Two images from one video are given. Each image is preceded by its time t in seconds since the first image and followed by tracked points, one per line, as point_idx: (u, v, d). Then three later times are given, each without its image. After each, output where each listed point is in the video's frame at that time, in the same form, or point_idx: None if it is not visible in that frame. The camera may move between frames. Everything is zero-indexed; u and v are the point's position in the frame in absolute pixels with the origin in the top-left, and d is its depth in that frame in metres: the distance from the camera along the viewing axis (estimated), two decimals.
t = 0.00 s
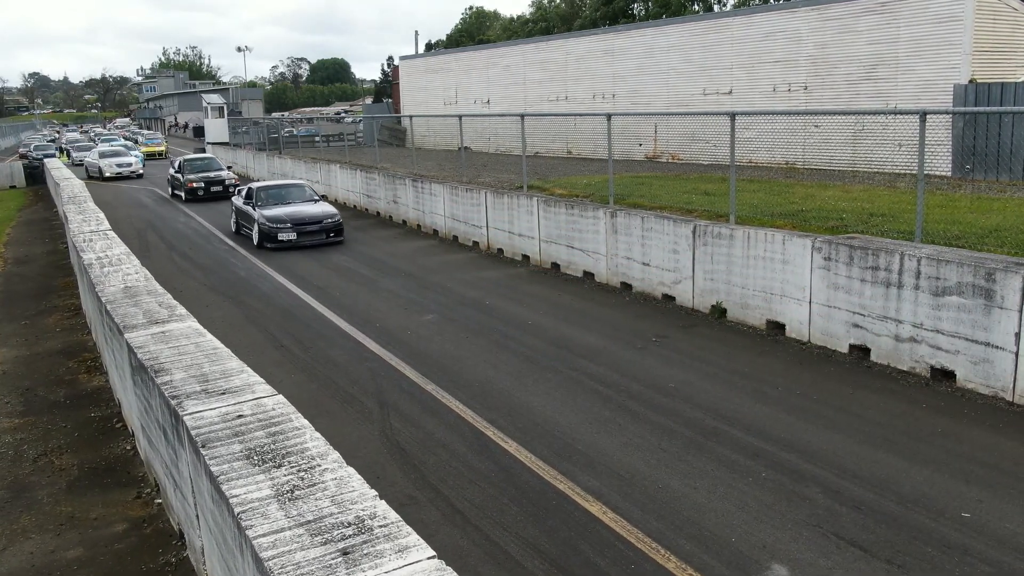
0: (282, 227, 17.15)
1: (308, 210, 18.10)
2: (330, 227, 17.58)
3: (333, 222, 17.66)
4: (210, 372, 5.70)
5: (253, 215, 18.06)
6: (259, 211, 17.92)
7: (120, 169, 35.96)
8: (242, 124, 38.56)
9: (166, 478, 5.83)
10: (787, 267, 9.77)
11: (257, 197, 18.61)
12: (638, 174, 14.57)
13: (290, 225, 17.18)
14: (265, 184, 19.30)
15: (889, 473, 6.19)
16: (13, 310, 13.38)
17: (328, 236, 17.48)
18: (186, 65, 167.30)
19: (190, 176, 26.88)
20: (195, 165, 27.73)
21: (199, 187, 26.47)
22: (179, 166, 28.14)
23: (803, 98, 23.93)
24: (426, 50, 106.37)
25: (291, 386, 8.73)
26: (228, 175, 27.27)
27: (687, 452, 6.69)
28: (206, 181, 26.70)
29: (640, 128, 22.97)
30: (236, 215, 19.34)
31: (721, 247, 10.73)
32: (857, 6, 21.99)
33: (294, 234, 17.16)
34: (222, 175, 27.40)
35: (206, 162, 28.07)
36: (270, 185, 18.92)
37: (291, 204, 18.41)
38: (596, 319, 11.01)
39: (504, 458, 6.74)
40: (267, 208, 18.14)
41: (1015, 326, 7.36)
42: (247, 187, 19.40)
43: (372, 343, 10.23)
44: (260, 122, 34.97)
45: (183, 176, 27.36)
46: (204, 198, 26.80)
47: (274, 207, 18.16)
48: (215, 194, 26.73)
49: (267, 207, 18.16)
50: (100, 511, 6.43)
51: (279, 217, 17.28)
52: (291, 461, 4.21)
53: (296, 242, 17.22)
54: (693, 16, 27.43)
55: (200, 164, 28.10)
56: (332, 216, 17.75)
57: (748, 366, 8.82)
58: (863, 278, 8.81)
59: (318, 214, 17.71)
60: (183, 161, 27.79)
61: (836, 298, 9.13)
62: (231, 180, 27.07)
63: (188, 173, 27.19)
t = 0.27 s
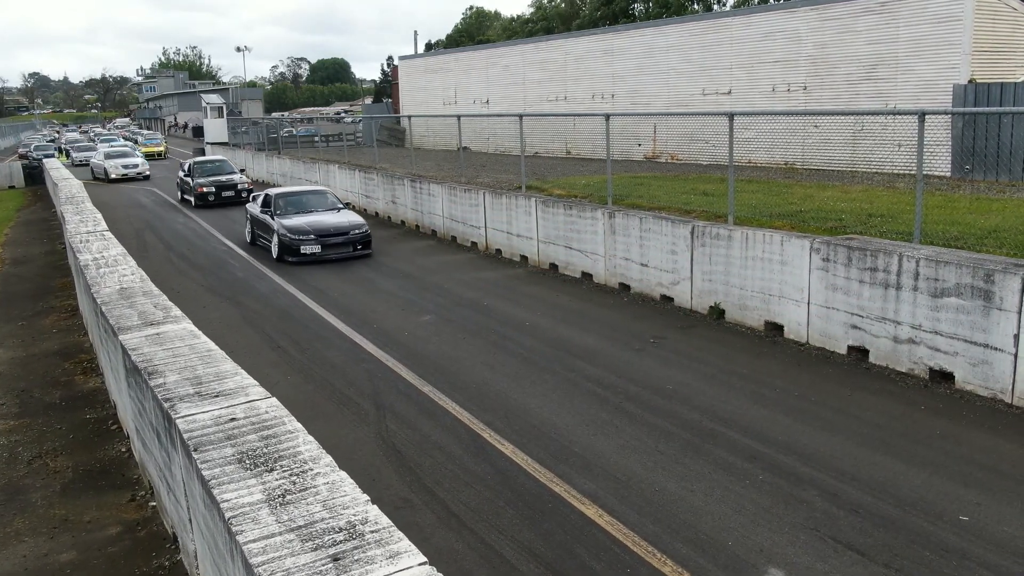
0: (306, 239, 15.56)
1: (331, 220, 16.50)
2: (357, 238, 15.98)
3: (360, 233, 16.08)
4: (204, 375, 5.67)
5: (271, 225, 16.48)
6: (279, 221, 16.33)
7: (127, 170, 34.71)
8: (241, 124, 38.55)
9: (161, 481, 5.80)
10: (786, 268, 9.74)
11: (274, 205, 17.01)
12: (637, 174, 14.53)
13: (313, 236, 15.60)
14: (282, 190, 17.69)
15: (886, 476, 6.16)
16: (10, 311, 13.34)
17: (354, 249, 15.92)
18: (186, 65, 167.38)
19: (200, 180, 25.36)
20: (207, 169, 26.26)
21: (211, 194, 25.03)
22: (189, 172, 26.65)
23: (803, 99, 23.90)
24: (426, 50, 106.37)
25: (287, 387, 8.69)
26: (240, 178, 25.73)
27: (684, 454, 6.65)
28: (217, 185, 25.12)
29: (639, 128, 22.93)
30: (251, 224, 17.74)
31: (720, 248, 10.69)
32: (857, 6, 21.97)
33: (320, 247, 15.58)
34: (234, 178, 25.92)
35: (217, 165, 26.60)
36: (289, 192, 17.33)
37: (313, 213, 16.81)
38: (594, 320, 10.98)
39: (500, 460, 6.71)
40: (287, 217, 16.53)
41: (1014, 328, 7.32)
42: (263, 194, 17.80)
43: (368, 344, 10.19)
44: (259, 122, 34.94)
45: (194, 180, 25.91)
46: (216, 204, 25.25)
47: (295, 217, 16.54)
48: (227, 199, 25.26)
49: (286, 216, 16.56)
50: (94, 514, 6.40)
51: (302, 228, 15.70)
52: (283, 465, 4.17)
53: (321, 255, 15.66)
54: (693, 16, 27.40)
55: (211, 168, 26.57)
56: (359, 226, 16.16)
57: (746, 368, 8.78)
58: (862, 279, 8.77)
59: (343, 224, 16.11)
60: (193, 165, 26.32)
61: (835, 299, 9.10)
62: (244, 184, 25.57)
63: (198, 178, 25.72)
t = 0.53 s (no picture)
0: (337, 255, 13.83)
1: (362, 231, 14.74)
2: (392, 253, 14.21)
3: (396, 247, 14.32)
4: (199, 377, 5.63)
5: (296, 236, 14.73)
6: (304, 232, 14.59)
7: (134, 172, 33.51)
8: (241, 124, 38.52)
9: (155, 484, 5.76)
10: (785, 269, 9.70)
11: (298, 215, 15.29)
12: (636, 174, 14.48)
13: (345, 252, 13.87)
14: (307, 197, 15.92)
15: (885, 478, 6.13)
16: (7, 312, 13.31)
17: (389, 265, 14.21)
18: (186, 65, 167.40)
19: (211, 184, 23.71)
20: (219, 173, 24.57)
21: (222, 200, 23.37)
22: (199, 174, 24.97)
23: (802, 99, 23.85)
24: (426, 50, 106.35)
25: (284, 389, 8.65)
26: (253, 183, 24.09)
27: (682, 456, 6.62)
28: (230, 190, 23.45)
29: (638, 128, 22.89)
30: (272, 233, 16.01)
31: (719, 249, 10.65)
32: (856, 6, 21.93)
33: (353, 265, 13.87)
34: (247, 183, 24.25)
35: (229, 168, 24.91)
36: (313, 200, 15.59)
37: (341, 224, 15.03)
38: (593, 321, 10.94)
39: (497, 462, 6.68)
40: (314, 229, 14.76)
41: (1014, 329, 7.28)
42: (285, 200, 16.02)
43: (367, 345, 10.15)
44: (259, 122, 34.90)
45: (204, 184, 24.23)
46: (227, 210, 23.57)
47: (323, 229, 14.76)
48: (240, 206, 23.61)
49: (312, 228, 14.81)
50: (89, 516, 6.36)
51: (332, 242, 13.97)
52: (277, 469, 4.14)
53: (353, 272, 13.95)
54: (692, 16, 27.37)
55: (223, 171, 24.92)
56: (395, 240, 14.41)
57: (745, 369, 8.74)
58: (861, 280, 8.73)
59: (375, 236, 14.37)
60: (204, 167, 24.68)
61: (834, 300, 9.06)
62: (257, 189, 23.88)
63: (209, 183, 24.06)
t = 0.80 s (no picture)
0: (378, 275, 12.11)
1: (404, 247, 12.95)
2: (439, 272, 12.45)
3: (443, 265, 12.54)
4: (193, 378, 5.59)
5: (329, 252, 13.05)
6: (339, 248, 12.90)
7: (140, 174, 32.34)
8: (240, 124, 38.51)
9: (150, 486, 5.72)
10: (784, 269, 9.67)
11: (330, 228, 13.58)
12: (635, 174, 14.44)
13: (385, 270, 12.14)
14: (338, 207, 14.24)
15: (884, 480, 6.09)
16: (4, 312, 13.28)
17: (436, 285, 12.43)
18: (186, 65, 167.42)
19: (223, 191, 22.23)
20: (230, 177, 23.11)
21: (234, 207, 21.94)
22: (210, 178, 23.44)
23: (802, 99, 23.81)
24: (427, 50, 106.36)
25: (281, 390, 8.61)
26: (269, 189, 22.60)
27: (680, 458, 6.58)
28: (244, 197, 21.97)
29: (637, 128, 22.85)
30: (298, 247, 14.36)
31: (718, 249, 10.62)
32: (856, 5, 21.89)
33: (396, 285, 12.16)
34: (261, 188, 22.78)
35: (241, 172, 23.45)
36: (346, 212, 13.86)
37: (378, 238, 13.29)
38: (592, 322, 10.90)
39: (494, 464, 6.64)
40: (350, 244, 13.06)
41: (1015, 330, 7.24)
42: (315, 211, 14.38)
43: (364, 346, 10.11)
44: (259, 123, 34.87)
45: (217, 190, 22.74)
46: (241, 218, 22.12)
47: (360, 244, 13.06)
48: (253, 213, 22.17)
49: (346, 242, 13.11)
50: (84, 518, 6.32)
51: (372, 260, 12.26)
52: (270, 472, 4.10)
53: (395, 294, 12.23)
54: (692, 16, 27.36)
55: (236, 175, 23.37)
56: (442, 256, 12.63)
57: (744, 370, 8.71)
58: (861, 280, 8.69)
59: (420, 252, 12.58)
60: (215, 171, 23.15)
61: (833, 301, 9.02)
62: (272, 195, 22.42)
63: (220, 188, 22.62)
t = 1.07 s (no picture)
0: (435, 303, 10.21)
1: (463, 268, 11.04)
2: (506, 298, 10.53)
3: (512, 290, 10.63)
4: (189, 380, 5.57)
5: (373, 274, 11.23)
6: (386, 269, 11.04)
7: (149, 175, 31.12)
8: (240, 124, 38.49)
9: (146, 488, 5.70)
10: (783, 270, 9.64)
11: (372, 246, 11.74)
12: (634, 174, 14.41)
13: (444, 297, 10.24)
14: (381, 221, 12.38)
15: (884, 482, 6.06)
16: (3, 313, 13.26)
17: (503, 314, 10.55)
18: (186, 65, 167.50)
19: (236, 197, 20.53)
20: (245, 182, 21.31)
21: (248, 215, 20.16)
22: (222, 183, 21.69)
23: (802, 99, 23.79)
24: (427, 50, 106.37)
25: (279, 391, 8.59)
26: (285, 195, 20.89)
27: (679, 460, 6.55)
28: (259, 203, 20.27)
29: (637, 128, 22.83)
30: (333, 265, 12.54)
31: (717, 249, 10.60)
32: (856, 5, 21.88)
33: (458, 316, 10.28)
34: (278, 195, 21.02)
35: (256, 177, 21.65)
36: (391, 227, 11.99)
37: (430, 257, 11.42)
38: (590, 322, 10.87)
39: (492, 466, 6.62)
40: (398, 265, 11.18)
41: (1015, 331, 7.22)
42: (352, 225, 12.56)
43: (362, 347, 10.08)
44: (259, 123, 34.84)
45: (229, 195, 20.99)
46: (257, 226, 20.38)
47: (411, 265, 11.16)
48: (269, 222, 20.39)
49: (394, 264, 11.24)
50: (80, 521, 6.30)
51: (428, 284, 10.36)
52: (265, 475, 4.07)
53: (456, 325, 10.33)
54: (691, 16, 27.35)
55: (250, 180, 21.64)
56: (509, 279, 10.71)
57: (743, 371, 8.68)
58: (860, 281, 8.67)
59: (483, 274, 10.66)
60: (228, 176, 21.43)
61: (833, 301, 9.00)
62: (291, 204, 20.68)
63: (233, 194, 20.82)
